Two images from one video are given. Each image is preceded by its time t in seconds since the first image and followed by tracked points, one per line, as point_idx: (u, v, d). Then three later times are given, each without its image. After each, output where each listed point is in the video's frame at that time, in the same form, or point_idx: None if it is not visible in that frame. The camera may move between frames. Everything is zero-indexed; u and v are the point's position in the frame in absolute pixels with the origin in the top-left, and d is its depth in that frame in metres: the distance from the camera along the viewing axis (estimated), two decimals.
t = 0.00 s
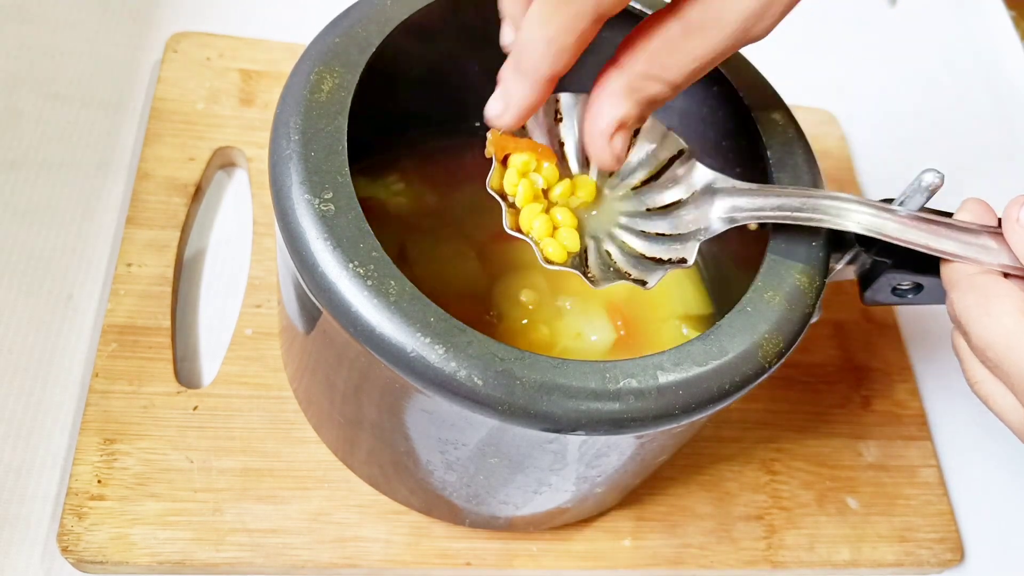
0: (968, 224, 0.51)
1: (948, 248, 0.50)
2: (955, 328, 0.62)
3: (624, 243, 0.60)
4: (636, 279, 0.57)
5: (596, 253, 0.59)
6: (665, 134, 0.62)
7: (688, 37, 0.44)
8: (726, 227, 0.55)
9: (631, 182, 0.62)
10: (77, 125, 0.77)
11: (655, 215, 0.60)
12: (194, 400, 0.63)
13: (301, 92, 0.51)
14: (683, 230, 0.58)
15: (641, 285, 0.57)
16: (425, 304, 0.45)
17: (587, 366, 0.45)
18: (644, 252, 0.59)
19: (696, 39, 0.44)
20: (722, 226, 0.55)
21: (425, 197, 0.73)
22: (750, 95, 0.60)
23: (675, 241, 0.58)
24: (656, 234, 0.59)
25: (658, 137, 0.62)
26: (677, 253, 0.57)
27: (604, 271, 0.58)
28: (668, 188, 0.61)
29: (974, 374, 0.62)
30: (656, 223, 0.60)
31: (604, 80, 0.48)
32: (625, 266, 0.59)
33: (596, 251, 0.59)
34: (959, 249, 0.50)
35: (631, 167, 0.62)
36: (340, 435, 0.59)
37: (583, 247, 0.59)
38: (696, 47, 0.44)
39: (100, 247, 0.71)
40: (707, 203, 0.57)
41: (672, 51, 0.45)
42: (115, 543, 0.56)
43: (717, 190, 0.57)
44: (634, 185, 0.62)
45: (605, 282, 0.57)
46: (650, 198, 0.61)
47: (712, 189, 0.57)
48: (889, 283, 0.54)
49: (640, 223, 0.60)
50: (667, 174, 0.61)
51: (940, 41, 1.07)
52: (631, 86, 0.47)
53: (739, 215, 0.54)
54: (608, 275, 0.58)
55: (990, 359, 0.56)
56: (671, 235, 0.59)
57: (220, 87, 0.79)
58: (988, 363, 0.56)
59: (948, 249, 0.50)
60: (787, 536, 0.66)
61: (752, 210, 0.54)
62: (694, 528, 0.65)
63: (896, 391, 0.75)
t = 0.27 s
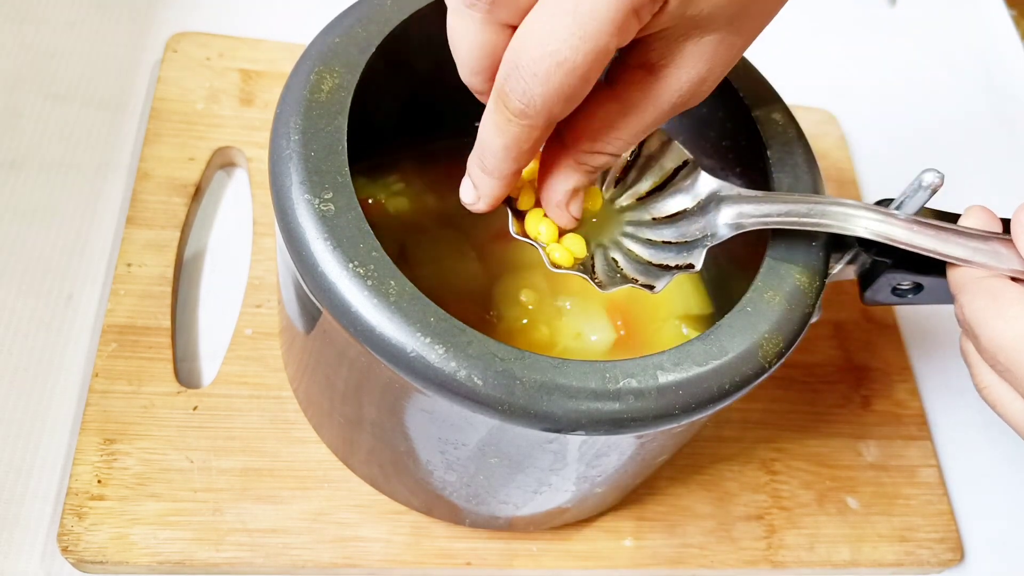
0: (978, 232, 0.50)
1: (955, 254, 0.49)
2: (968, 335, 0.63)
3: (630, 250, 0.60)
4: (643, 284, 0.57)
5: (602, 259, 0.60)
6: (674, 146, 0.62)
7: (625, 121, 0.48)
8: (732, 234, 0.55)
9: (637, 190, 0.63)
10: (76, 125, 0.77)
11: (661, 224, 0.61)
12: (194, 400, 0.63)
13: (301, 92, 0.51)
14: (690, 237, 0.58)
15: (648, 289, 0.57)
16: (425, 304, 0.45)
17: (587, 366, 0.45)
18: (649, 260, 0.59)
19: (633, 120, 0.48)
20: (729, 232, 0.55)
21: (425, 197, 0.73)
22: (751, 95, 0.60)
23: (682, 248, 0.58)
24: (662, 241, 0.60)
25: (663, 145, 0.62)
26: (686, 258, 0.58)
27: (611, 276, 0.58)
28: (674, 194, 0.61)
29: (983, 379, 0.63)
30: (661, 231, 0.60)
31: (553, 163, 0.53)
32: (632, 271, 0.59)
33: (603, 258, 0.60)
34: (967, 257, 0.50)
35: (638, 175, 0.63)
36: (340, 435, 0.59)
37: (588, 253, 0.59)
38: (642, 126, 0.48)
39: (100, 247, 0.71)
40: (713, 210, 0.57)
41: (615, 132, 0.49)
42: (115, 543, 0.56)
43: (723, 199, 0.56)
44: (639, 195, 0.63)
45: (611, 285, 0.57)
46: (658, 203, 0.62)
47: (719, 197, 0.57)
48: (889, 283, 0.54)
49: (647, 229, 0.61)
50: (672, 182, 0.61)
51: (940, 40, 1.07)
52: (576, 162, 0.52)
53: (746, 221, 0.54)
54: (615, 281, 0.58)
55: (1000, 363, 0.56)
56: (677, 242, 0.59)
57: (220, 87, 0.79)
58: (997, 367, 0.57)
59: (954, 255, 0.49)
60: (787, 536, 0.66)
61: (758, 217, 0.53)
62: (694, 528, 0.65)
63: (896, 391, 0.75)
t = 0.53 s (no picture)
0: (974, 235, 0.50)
1: (949, 257, 0.49)
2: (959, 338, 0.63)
3: (622, 250, 0.60)
4: (633, 284, 0.57)
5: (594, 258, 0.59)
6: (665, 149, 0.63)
7: (614, 108, 0.50)
8: (723, 234, 0.55)
9: (629, 193, 0.63)
10: (76, 125, 0.77)
11: (653, 224, 0.60)
12: (195, 400, 0.63)
13: (301, 92, 0.51)
14: (682, 238, 0.58)
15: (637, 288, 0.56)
16: (425, 304, 0.45)
17: (587, 366, 0.45)
18: (642, 260, 0.59)
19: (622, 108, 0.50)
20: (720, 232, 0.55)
21: (425, 197, 0.73)
22: (751, 95, 0.60)
23: (674, 248, 0.58)
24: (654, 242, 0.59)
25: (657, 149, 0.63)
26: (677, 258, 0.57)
27: (603, 275, 0.58)
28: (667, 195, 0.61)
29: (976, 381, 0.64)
30: (654, 231, 0.60)
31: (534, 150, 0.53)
32: (623, 271, 0.58)
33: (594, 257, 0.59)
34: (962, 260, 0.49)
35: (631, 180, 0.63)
36: (341, 435, 0.59)
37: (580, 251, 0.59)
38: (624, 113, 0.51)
39: (100, 247, 0.71)
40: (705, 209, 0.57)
41: (602, 119, 0.51)
42: (115, 543, 0.56)
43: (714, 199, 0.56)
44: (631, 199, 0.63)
45: (601, 285, 0.57)
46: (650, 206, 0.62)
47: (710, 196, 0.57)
48: (889, 282, 0.54)
49: (639, 231, 0.61)
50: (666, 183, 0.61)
51: (940, 41, 1.07)
52: (556, 147, 0.53)
53: (739, 223, 0.54)
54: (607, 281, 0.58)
55: (991, 365, 0.57)
56: (669, 242, 0.58)
57: (220, 87, 0.79)
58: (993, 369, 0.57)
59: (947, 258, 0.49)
60: (787, 536, 0.66)
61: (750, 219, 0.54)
62: (694, 528, 0.65)
63: (896, 391, 0.75)
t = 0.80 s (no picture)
0: (965, 241, 0.51)
1: (944, 266, 0.50)
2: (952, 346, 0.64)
3: (614, 276, 0.60)
4: (625, 311, 0.56)
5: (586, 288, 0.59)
6: (650, 167, 0.62)
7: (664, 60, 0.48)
8: (715, 256, 0.55)
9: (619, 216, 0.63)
10: (76, 125, 0.77)
11: (645, 246, 0.60)
12: (195, 400, 0.63)
13: (301, 92, 0.51)
14: (673, 263, 0.57)
15: (629, 316, 0.56)
16: (425, 303, 0.45)
17: (587, 366, 0.45)
18: (634, 284, 0.59)
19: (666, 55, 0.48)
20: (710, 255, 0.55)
21: (425, 197, 0.73)
22: (751, 95, 0.60)
23: (666, 271, 0.57)
24: (647, 266, 0.59)
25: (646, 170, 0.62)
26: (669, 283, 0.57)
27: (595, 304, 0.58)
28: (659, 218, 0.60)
29: (969, 388, 0.64)
30: (645, 254, 0.60)
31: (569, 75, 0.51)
32: (615, 298, 0.58)
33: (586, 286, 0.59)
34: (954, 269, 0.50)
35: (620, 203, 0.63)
36: (341, 435, 0.59)
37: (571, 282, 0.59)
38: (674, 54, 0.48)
39: (100, 246, 0.71)
40: (697, 232, 0.56)
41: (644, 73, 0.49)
42: (116, 543, 0.56)
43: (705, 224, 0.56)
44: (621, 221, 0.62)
45: (593, 315, 0.57)
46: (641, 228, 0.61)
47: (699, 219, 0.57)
48: (889, 282, 0.54)
49: (630, 255, 0.60)
50: (655, 204, 0.61)
51: (940, 41, 1.07)
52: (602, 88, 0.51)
53: (727, 243, 0.54)
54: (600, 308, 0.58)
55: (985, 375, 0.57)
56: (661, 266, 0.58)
57: (220, 87, 0.79)
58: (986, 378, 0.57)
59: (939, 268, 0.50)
60: (787, 536, 0.66)
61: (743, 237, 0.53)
62: (694, 528, 0.65)
63: (897, 391, 0.75)
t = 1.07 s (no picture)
0: (956, 241, 0.51)
1: (936, 270, 0.50)
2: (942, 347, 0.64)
3: (605, 283, 0.60)
4: (615, 318, 0.57)
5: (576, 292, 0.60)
6: (638, 171, 0.63)
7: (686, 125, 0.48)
8: (704, 260, 0.55)
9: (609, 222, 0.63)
10: (76, 125, 0.77)
11: (634, 251, 0.61)
12: (195, 400, 0.63)
13: (301, 92, 0.51)
14: (662, 268, 0.58)
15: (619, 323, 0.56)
16: (425, 304, 0.45)
17: (586, 366, 0.45)
18: (623, 289, 0.59)
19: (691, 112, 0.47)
20: (700, 259, 0.55)
21: (425, 197, 0.73)
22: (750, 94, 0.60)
23: (655, 276, 0.58)
24: (636, 271, 0.60)
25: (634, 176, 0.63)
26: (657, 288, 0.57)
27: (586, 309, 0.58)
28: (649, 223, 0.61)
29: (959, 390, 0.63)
30: (634, 259, 0.60)
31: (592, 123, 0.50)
32: (605, 304, 0.58)
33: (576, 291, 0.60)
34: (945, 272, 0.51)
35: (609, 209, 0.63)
36: (341, 435, 0.59)
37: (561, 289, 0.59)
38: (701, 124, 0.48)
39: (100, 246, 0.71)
40: (685, 237, 0.57)
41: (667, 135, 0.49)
42: (116, 543, 0.56)
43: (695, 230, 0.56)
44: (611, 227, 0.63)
45: (583, 322, 0.57)
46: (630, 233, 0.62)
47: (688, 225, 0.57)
48: (889, 282, 0.54)
49: (620, 260, 0.61)
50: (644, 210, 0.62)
51: (940, 40, 1.07)
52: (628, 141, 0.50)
53: (716, 248, 0.54)
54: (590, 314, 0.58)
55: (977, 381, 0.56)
56: (650, 271, 0.59)
57: (220, 87, 0.79)
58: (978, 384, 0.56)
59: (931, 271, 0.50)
60: (787, 536, 0.66)
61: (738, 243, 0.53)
62: (694, 528, 0.65)
63: (896, 391, 0.75)
